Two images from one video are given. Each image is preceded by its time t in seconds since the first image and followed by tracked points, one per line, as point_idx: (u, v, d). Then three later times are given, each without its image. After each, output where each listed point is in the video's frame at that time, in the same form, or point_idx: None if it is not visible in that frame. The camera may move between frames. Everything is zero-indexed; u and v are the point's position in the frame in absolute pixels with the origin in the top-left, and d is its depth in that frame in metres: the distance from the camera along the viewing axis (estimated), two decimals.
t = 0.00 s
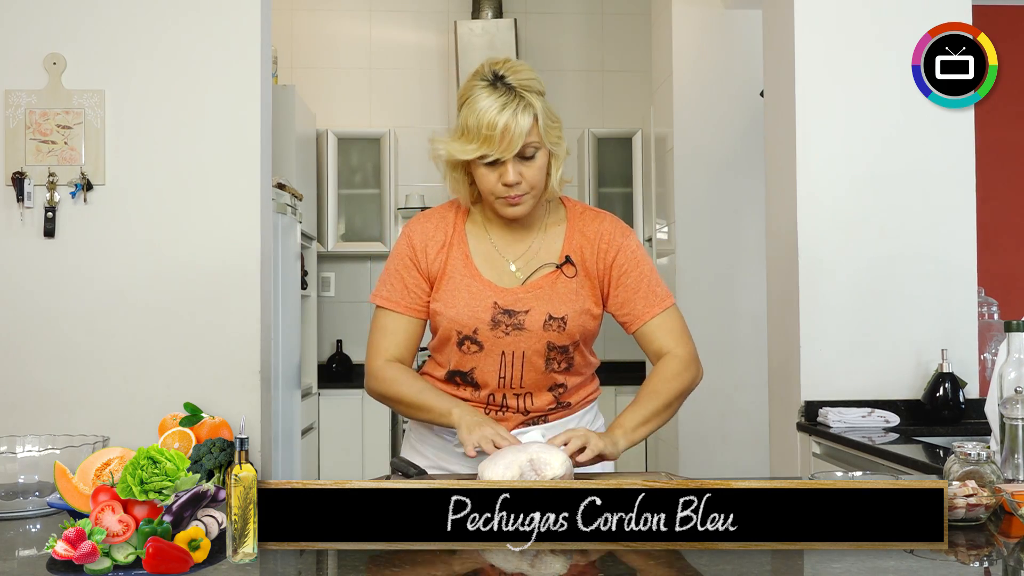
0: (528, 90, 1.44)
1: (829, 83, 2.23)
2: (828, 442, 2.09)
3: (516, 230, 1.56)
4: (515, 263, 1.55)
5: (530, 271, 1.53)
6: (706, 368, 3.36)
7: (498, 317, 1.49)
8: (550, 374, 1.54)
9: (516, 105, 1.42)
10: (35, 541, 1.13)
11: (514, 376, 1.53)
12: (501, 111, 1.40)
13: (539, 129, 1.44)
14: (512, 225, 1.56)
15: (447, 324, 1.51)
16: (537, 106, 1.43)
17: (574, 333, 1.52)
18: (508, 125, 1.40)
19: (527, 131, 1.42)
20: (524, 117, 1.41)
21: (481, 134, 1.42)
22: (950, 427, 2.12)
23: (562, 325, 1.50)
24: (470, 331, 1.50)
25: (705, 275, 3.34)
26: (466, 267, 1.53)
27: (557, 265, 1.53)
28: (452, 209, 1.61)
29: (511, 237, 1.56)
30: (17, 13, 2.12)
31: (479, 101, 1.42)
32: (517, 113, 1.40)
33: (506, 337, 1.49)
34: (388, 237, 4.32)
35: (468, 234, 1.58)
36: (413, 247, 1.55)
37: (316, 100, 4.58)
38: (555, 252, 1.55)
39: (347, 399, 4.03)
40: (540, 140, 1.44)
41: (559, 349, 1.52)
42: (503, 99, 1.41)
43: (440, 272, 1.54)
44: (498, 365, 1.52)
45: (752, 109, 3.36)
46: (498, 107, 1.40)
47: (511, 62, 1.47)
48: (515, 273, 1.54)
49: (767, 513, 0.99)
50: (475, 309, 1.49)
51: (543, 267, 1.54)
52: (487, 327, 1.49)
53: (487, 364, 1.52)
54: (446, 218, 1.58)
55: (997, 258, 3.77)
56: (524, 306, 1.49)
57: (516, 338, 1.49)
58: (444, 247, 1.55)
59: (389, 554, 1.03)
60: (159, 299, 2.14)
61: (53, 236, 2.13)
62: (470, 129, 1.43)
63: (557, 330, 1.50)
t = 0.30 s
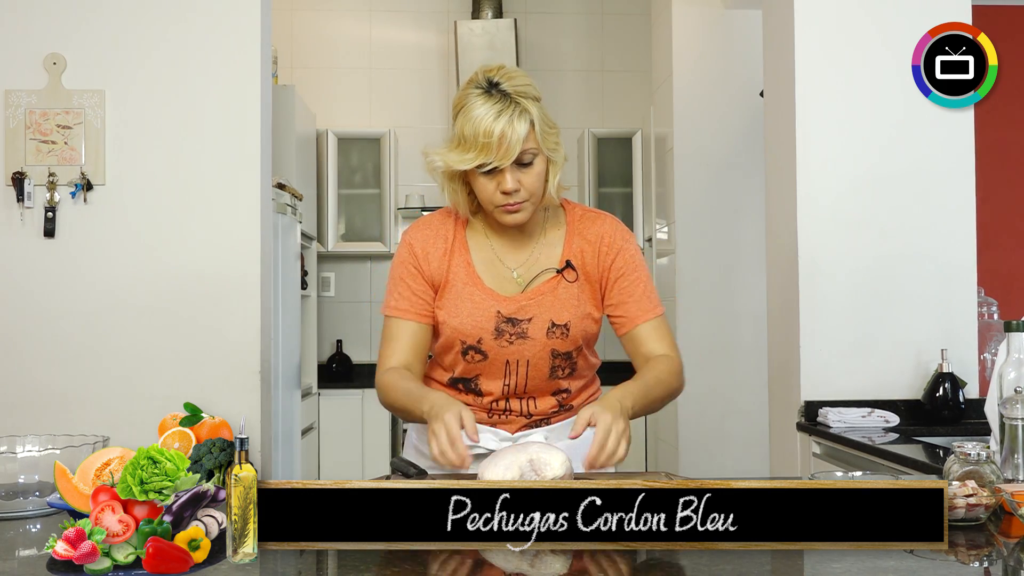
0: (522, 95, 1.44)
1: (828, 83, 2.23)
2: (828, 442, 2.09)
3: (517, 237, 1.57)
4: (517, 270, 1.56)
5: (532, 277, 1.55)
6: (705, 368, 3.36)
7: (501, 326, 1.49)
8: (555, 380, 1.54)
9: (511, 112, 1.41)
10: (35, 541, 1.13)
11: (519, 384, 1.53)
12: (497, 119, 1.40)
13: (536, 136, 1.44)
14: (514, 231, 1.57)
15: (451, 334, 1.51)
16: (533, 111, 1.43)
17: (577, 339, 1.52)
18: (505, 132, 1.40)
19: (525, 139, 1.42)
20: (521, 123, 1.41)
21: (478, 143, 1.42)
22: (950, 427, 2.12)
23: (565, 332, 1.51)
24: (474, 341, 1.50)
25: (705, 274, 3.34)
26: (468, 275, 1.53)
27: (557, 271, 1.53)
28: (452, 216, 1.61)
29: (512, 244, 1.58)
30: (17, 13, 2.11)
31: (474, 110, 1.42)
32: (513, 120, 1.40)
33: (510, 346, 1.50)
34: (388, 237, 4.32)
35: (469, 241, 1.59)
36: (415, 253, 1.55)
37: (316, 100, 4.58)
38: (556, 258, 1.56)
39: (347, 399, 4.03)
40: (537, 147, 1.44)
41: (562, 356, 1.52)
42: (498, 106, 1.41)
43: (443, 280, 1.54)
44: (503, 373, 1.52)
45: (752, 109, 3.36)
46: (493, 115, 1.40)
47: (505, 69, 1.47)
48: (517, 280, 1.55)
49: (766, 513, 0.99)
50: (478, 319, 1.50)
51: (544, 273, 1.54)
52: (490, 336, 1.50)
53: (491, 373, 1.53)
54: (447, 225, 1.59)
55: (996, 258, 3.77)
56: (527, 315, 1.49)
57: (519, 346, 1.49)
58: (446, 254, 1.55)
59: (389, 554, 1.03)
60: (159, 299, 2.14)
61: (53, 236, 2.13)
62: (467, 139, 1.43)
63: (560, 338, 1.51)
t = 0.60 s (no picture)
0: (525, 93, 1.44)
1: (829, 83, 2.23)
2: (828, 442, 2.09)
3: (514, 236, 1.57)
4: (512, 269, 1.56)
5: (528, 276, 1.54)
6: (705, 368, 3.36)
7: (498, 326, 1.50)
8: (550, 380, 1.55)
9: (512, 106, 1.41)
10: (34, 542, 1.13)
11: (515, 384, 1.54)
12: (498, 112, 1.40)
13: (535, 132, 1.44)
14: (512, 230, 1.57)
15: (448, 332, 1.52)
16: (534, 108, 1.43)
17: (573, 338, 1.53)
18: (505, 125, 1.40)
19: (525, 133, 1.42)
20: (521, 117, 1.41)
21: (478, 135, 1.41)
22: (950, 427, 2.12)
23: (561, 332, 1.52)
24: (471, 341, 1.51)
25: (705, 274, 3.34)
26: (466, 272, 1.53)
27: (552, 269, 1.53)
28: (448, 212, 1.60)
29: (509, 242, 1.57)
30: (17, 14, 2.12)
31: (474, 103, 1.42)
32: (514, 114, 1.40)
33: (506, 346, 1.50)
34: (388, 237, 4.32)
35: (466, 238, 1.58)
36: (413, 247, 1.54)
37: (316, 99, 4.58)
38: (550, 256, 1.55)
39: (347, 399, 4.03)
40: (536, 142, 1.44)
41: (558, 356, 1.53)
42: (499, 100, 1.41)
43: (439, 277, 1.54)
44: (499, 373, 1.53)
45: (752, 109, 3.36)
46: (494, 108, 1.40)
47: (508, 66, 1.47)
48: (513, 279, 1.55)
49: (766, 513, 0.99)
50: (476, 318, 1.50)
51: (539, 271, 1.54)
52: (488, 337, 1.50)
53: (488, 372, 1.54)
54: (445, 222, 1.58)
55: (996, 257, 3.77)
56: (524, 315, 1.50)
57: (516, 346, 1.50)
58: (444, 250, 1.54)
59: (389, 554, 1.03)
60: (159, 299, 2.14)
61: (53, 236, 2.13)
62: (467, 131, 1.43)
63: (556, 338, 1.52)
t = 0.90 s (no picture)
0: (518, 94, 1.44)
1: (829, 84, 2.23)
2: (828, 442, 2.09)
3: (508, 237, 1.56)
4: (507, 270, 1.56)
5: (524, 278, 1.54)
6: (705, 368, 3.36)
7: (494, 328, 1.50)
8: (548, 381, 1.55)
9: (507, 109, 1.41)
10: (33, 542, 1.13)
11: (513, 387, 1.54)
12: (492, 116, 1.40)
13: (530, 133, 1.44)
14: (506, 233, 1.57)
15: (444, 335, 1.51)
16: (529, 109, 1.43)
17: (570, 339, 1.53)
18: (500, 129, 1.40)
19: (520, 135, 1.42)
20: (516, 120, 1.41)
21: (474, 139, 1.41)
22: (950, 427, 2.12)
23: (559, 333, 1.52)
24: (467, 343, 1.51)
25: (705, 274, 3.34)
26: (459, 274, 1.53)
27: (550, 270, 1.54)
28: (440, 215, 1.60)
29: (503, 245, 1.57)
30: (17, 14, 2.12)
31: (468, 106, 1.42)
32: (509, 117, 1.41)
33: (503, 347, 1.50)
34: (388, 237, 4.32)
35: (460, 240, 1.57)
36: (405, 253, 1.53)
37: (316, 99, 4.58)
38: (547, 257, 1.55)
39: (347, 399, 4.03)
40: (532, 145, 1.44)
41: (556, 357, 1.53)
42: (493, 103, 1.41)
43: (432, 281, 1.53)
44: (496, 374, 1.53)
45: (752, 109, 3.36)
46: (489, 111, 1.40)
47: (500, 67, 1.46)
48: (508, 280, 1.55)
49: (763, 513, 1.04)
50: (472, 320, 1.50)
51: (536, 272, 1.54)
52: (484, 339, 1.50)
53: (485, 375, 1.54)
54: (437, 225, 1.57)
55: (996, 258, 3.77)
56: (521, 315, 1.50)
57: (513, 348, 1.50)
58: (436, 254, 1.54)
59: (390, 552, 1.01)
60: (159, 299, 2.14)
61: (53, 236, 2.13)
62: (462, 135, 1.42)
63: (554, 338, 1.52)
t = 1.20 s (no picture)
0: (516, 95, 1.44)
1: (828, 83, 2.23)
2: (828, 442, 2.09)
3: (506, 237, 1.58)
4: (504, 269, 1.57)
5: (522, 276, 1.55)
6: (706, 368, 3.36)
7: (492, 326, 1.50)
8: (546, 379, 1.55)
9: (506, 110, 1.42)
10: (33, 542, 1.11)
11: (511, 385, 1.54)
12: (491, 117, 1.40)
13: (529, 133, 1.44)
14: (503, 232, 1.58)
15: (441, 334, 1.51)
16: (527, 110, 1.43)
17: (569, 337, 1.53)
18: (499, 130, 1.40)
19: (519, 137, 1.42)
20: (515, 121, 1.41)
21: (473, 140, 1.41)
22: (950, 427, 2.12)
23: (557, 331, 1.52)
24: (465, 342, 1.51)
25: (705, 275, 3.34)
26: (456, 273, 1.53)
27: (548, 267, 1.54)
28: (438, 215, 1.60)
29: (501, 244, 1.58)
30: (19, 16, 2.15)
31: (466, 107, 1.42)
32: (507, 118, 1.41)
33: (501, 345, 1.50)
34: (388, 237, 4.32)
35: (456, 241, 1.58)
36: (402, 253, 1.53)
37: (316, 99, 4.58)
38: (546, 255, 1.56)
39: (347, 399, 4.03)
40: (530, 146, 1.45)
41: (554, 354, 1.53)
42: (492, 104, 1.42)
43: (429, 280, 1.53)
44: (494, 373, 1.53)
45: (752, 109, 3.36)
46: (487, 112, 1.41)
47: (498, 68, 1.47)
48: (505, 279, 1.55)
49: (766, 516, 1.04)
50: (468, 318, 1.50)
51: (533, 271, 1.54)
52: (481, 337, 1.50)
53: (483, 373, 1.53)
54: (434, 224, 1.58)
55: (997, 258, 3.77)
56: (518, 313, 1.50)
57: (510, 345, 1.50)
58: (433, 253, 1.54)
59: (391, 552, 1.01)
60: (157, 297, 2.17)
61: (53, 235, 2.16)
62: (460, 136, 1.42)
63: (552, 336, 1.52)
